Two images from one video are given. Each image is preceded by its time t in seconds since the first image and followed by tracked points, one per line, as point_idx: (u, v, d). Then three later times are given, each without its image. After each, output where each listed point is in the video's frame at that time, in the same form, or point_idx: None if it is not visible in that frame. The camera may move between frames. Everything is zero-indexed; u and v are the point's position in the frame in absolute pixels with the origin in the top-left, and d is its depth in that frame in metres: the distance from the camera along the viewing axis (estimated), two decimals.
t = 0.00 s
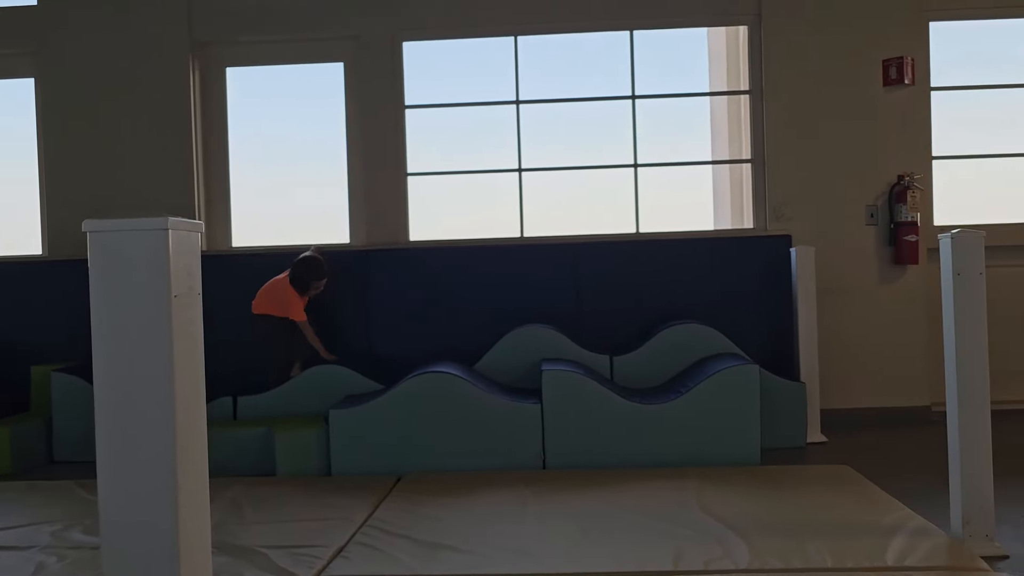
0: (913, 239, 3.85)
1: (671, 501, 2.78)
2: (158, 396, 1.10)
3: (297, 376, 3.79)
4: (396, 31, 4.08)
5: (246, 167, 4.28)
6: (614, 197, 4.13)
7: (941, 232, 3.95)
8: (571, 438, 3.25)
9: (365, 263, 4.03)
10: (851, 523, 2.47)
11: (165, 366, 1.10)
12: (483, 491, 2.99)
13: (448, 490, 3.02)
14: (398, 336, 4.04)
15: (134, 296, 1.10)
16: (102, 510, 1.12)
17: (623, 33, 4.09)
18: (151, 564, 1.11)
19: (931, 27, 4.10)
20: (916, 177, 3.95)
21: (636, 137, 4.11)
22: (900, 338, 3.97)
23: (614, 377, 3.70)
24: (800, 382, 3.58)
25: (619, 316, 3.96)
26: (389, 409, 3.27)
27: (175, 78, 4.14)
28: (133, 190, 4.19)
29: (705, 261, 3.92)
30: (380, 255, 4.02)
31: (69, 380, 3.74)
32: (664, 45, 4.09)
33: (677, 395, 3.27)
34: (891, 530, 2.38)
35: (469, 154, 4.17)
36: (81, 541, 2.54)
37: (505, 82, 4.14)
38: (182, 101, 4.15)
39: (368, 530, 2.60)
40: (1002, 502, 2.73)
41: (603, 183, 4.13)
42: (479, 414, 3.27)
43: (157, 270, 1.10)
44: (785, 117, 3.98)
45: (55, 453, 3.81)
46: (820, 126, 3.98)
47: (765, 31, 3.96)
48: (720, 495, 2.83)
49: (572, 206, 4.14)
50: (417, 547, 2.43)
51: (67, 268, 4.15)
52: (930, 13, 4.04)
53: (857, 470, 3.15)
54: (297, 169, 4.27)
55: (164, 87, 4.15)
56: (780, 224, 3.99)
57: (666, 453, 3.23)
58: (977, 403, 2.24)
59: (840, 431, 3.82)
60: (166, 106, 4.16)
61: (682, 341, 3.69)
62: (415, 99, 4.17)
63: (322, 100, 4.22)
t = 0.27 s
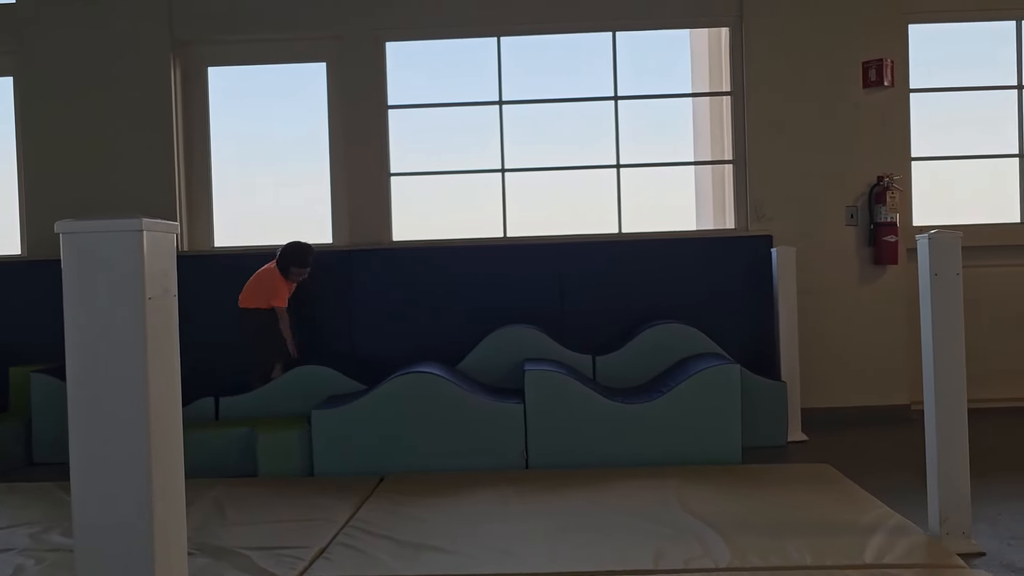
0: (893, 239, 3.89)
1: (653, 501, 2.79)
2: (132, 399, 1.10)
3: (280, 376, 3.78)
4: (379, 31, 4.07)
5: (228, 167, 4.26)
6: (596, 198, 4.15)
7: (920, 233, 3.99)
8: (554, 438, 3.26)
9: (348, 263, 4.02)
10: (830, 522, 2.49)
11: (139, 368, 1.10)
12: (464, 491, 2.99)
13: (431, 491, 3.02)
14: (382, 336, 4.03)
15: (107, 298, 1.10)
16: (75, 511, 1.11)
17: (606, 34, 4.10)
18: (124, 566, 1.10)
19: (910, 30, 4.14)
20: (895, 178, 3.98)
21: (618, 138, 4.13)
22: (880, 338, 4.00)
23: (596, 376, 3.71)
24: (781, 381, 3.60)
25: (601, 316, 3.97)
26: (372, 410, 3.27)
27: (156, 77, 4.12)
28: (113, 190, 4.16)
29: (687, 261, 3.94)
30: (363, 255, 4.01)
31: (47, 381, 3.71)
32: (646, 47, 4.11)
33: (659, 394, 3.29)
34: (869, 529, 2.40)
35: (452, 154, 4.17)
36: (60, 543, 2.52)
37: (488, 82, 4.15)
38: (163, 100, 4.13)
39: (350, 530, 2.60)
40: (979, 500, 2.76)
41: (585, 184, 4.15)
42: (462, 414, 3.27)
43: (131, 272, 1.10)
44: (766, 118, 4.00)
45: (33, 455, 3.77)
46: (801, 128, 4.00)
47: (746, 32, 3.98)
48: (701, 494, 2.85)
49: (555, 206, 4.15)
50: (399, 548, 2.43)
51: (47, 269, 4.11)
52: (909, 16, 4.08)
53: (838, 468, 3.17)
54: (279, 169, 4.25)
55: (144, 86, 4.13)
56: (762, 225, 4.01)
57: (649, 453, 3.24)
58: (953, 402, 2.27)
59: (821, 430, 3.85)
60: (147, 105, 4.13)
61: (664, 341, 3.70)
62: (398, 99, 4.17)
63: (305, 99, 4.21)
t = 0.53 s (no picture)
0: (881, 240, 3.91)
1: (642, 501, 2.79)
2: (115, 401, 1.10)
3: (270, 377, 3.77)
4: (369, 32, 4.07)
5: (218, 168, 4.25)
6: (586, 198, 4.16)
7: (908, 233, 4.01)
8: (545, 438, 3.26)
9: (338, 263, 4.01)
10: (820, 521, 2.50)
11: (123, 370, 1.10)
12: (455, 492, 2.99)
13: (421, 492, 3.02)
14: (372, 337, 4.03)
15: (90, 300, 1.10)
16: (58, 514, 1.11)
17: (596, 35, 4.11)
18: (108, 569, 1.10)
19: (898, 31, 4.17)
20: (884, 179, 4.00)
21: (608, 139, 4.13)
22: (869, 337, 4.02)
23: (587, 377, 3.72)
24: (770, 380, 3.61)
25: (592, 317, 3.98)
26: (363, 411, 3.26)
27: (144, 78, 4.11)
28: (102, 191, 4.14)
29: (677, 261, 3.95)
30: (353, 256, 4.01)
31: (35, 383, 3.69)
32: (636, 48, 4.12)
33: (649, 395, 3.30)
34: (858, 528, 2.41)
35: (443, 155, 4.17)
36: (48, 546, 2.51)
37: (478, 84, 4.15)
38: (152, 101, 4.11)
39: (340, 532, 2.60)
40: (967, 499, 2.77)
41: (576, 184, 4.15)
42: (452, 415, 3.27)
43: (115, 274, 1.10)
44: (756, 119, 4.01)
45: (22, 457, 3.75)
46: (791, 128, 4.02)
47: (736, 34, 3.99)
48: (690, 494, 2.85)
49: (546, 207, 4.16)
50: (389, 549, 2.43)
51: (35, 270, 4.10)
52: (897, 17, 4.10)
53: (827, 468, 3.19)
54: (270, 170, 4.25)
55: (133, 86, 4.12)
56: (751, 225, 4.02)
57: (639, 453, 3.25)
58: (941, 402, 2.28)
59: (811, 430, 3.86)
60: (136, 105, 4.12)
61: (654, 341, 3.71)
62: (388, 100, 4.17)
63: (294, 100, 4.20)
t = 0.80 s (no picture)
0: (876, 240, 3.91)
1: (638, 502, 2.80)
2: (108, 405, 1.10)
3: (266, 378, 3.77)
4: (365, 32, 4.07)
5: (213, 169, 4.25)
6: (582, 199, 4.16)
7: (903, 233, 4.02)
8: (541, 439, 3.27)
9: (334, 264, 4.01)
10: (815, 521, 2.50)
11: (116, 374, 1.10)
12: (451, 493, 3.00)
13: (417, 493, 3.02)
14: (368, 338, 4.03)
15: (83, 304, 1.10)
16: (50, 518, 1.11)
17: (592, 36, 4.11)
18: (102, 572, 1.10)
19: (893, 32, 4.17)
20: (879, 179, 4.00)
21: (604, 139, 4.14)
22: (864, 337, 4.03)
23: (583, 377, 3.72)
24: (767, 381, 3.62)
25: (588, 317, 3.98)
26: (360, 412, 3.26)
27: (140, 79, 4.10)
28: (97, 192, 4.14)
29: (672, 262, 3.95)
30: (349, 257, 4.01)
31: (31, 385, 3.68)
32: (632, 48, 4.12)
33: (645, 395, 3.30)
34: (853, 528, 2.42)
35: (438, 156, 4.18)
36: (44, 548, 2.51)
37: (474, 84, 4.15)
38: (147, 102, 4.11)
39: (337, 533, 2.60)
40: (961, 498, 2.78)
41: (571, 185, 4.16)
42: (449, 416, 3.27)
43: (108, 279, 1.10)
44: (751, 119, 4.02)
45: (17, 459, 3.75)
46: (786, 129, 4.03)
47: (731, 34, 4.00)
48: (686, 494, 2.86)
49: (542, 207, 4.16)
50: (385, 551, 2.43)
51: (31, 272, 4.09)
52: (891, 18, 4.11)
53: (822, 468, 3.19)
54: (266, 170, 4.25)
55: (128, 87, 4.11)
56: (747, 225, 4.03)
57: (636, 453, 3.25)
58: (935, 402, 2.28)
59: (806, 430, 3.87)
60: (132, 106, 4.12)
61: (650, 341, 3.71)
62: (384, 101, 4.17)
63: (290, 101, 4.20)
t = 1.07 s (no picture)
0: (875, 241, 3.91)
1: (638, 502, 2.79)
2: (106, 406, 1.10)
3: (266, 380, 3.77)
4: (364, 34, 4.08)
5: (213, 171, 4.25)
6: (582, 200, 4.16)
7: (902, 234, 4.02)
8: (542, 440, 3.27)
9: (334, 266, 4.01)
10: (816, 522, 2.50)
11: (114, 376, 1.10)
12: (451, 494, 2.99)
13: (418, 494, 3.02)
14: (368, 340, 4.02)
15: (81, 305, 1.10)
16: (49, 522, 1.11)
17: (591, 38, 4.11)
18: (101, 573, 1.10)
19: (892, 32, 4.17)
20: (879, 179, 4.01)
21: (604, 140, 4.14)
22: (864, 338, 4.03)
23: (583, 378, 3.72)
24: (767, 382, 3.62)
25: (588, 318, 3.98)
26: (360, 413, 3.26)
27: (140, 81, 4.11)
28: (97, 194, 4.14)
29: (672, 263, 3.95)
30: (349, 258, 4.01)
31: (31, 387, 3.68)
32: (631, 49, 4.12)
33: (645, 395, 3.30)
34: (854, 528, 2.42)
35: (438, 157, 4.18)
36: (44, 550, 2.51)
37: (474, 86, 4.16)
38: (147, 104, 4.11)
39: (337, 535, 2.60)
40: (962, 498, 2.78)
41: (571, 186, 4.16)
42: (449, 417, 3.27)
43: (106, 280, 1.10)
44: (751, 120, 4.02)
45: (18, 461, 3.75)
46: (786, 130, 4.03)
47: (730, 35, 4.00)
48: (687, 495, 2.85)
49: (541, 208, 4.16)
50: (385, 552, 2.43)
51: (31, 274, 4.09)
52: (890, 19, 4.11)
53: (822, 468, 3.19)
54: (266, 172, 4.25)
55: (128, 89, 4.11)
56: (746, 226, 4.03)
57: (636, 454, 3.25)
58: (935, 402, 2.28)
59: (807, 430, 3.87)
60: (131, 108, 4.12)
61: (650, 342, 3.72)
62: (384, 102, 4.17)
63: (290, 102, 4.21)
